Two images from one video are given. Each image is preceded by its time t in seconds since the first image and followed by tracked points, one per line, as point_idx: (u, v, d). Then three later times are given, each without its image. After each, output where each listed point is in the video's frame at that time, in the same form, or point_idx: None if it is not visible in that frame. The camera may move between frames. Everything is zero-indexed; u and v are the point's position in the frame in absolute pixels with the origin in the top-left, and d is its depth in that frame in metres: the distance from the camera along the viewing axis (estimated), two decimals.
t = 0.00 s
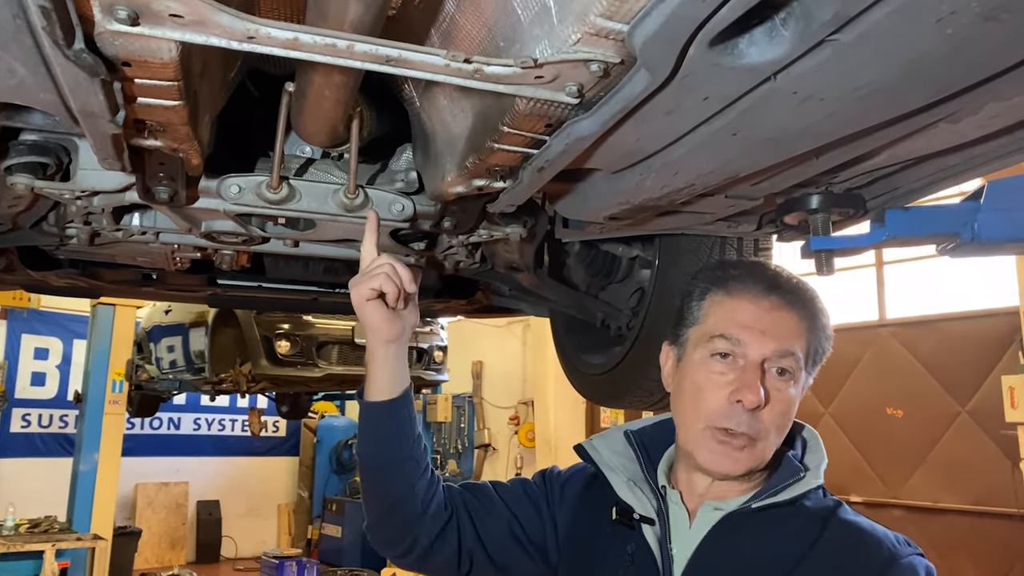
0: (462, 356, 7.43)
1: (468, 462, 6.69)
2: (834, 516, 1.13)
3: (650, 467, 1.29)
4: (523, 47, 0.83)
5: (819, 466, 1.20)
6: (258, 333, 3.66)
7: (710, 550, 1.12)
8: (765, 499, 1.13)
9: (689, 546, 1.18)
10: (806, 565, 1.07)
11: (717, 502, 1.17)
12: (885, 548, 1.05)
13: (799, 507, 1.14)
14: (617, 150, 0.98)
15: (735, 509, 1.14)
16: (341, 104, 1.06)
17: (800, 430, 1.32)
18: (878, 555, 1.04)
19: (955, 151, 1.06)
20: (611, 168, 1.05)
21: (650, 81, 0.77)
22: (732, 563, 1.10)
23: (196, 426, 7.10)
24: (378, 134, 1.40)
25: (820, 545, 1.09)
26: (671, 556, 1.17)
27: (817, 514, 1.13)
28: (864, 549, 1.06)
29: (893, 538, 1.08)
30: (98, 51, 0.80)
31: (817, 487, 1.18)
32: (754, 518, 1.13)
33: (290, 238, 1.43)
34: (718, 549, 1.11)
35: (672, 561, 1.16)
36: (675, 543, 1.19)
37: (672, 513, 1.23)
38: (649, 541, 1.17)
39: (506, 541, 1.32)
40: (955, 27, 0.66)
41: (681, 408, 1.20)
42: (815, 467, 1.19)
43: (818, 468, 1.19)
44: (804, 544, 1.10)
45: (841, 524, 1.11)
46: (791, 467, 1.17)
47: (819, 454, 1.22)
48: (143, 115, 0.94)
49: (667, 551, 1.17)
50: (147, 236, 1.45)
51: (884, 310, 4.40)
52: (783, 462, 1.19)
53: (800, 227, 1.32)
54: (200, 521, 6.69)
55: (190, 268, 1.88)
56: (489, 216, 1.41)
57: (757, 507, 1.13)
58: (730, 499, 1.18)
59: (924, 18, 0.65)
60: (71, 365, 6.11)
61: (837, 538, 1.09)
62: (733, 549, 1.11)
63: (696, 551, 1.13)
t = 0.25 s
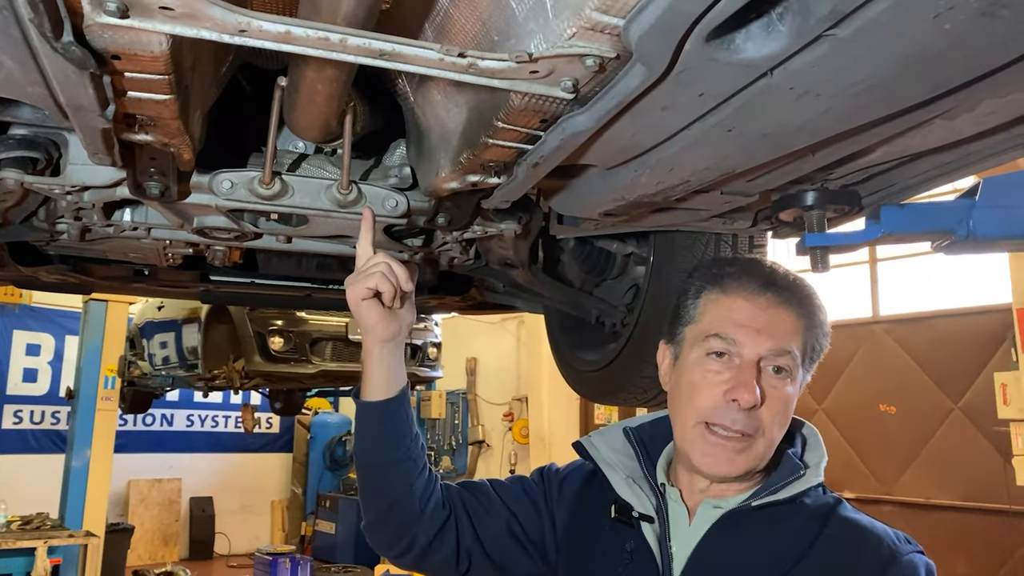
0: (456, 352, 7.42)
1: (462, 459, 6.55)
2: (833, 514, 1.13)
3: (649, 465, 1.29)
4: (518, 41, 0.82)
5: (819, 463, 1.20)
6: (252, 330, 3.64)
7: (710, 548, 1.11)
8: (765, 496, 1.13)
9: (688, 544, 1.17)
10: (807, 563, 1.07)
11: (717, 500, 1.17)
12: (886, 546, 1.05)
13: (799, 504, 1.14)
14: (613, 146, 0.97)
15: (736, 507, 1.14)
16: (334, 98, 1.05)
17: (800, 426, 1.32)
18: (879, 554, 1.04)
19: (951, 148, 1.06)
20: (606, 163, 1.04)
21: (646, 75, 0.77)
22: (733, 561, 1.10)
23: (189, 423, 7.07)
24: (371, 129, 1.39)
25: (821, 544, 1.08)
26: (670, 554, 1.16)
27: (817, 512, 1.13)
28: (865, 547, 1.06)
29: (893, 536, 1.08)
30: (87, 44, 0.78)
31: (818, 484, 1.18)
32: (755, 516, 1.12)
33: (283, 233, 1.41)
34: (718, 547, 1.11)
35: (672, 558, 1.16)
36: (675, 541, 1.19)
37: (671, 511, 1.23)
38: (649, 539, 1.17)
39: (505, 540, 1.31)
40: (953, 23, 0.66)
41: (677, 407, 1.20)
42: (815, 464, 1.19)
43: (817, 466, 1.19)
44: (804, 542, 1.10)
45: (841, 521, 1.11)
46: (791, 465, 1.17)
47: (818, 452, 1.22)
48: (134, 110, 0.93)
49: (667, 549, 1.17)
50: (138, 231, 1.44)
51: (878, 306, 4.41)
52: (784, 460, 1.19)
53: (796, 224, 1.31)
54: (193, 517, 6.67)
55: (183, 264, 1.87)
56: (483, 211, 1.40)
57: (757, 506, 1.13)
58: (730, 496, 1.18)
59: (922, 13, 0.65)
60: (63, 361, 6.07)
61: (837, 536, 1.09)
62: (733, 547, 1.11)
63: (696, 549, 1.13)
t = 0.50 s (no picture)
0: (451, 349, 7.42)
1: (457, 455, 6.49)
2: (832, 512, 1.12)
3: (648, 463, 1.29)
4: (514, 36, 0.81)
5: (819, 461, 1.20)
6: (245, 326, 3.63)
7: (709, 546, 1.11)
8: (764, 494, 1.13)
9: (687, 542, 1.17)
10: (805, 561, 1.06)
11: (716, 499, 1.17)
12: (884, 542, 1.04)
13: (797, 502, 1.14)
14: (610, 142, 0.97)
15: (735, 505, 1.14)
16: (329, 93, 1.04)
17: (800, 424, 1.32)
18: (876, 550, 1.03)
19: (947, 146, 1.06)
20: (602, 160, 1.04)
21: (643, 71, 0.76)
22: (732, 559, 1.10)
23: (183, 420, 7.04)
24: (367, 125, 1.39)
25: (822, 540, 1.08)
26: (669, 553, 1.16)
27: (817, 509, 1.13)
28: (863, 543, 1.05)
29: (891, 533, 1.07)
30: (79, 39, 0.78)
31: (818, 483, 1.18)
32: (754, 514, 1.12)
33: (276, 230, 1.40)
34: (717, 545, 1.11)
35: (671, 557, 1.15)
36: (674, 539, 1.19)
37: (671, 510, 1.23)
38: (648, 538, 1.16)
39: (503, 539, 1.31)
40: (951, 19, 0.66)
41: (674, 406, 1.20)
42: (815, 462, 1.19)
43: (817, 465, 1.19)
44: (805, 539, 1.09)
45: (840, 519, 1.10)
46: (790, 464, 1.17)
47: (819, 451, 1.22)
48: (127, 105, 0.92)
49: (666, 548, 1.16)
50: (131, 227, 1.42)
51: (872, 304, 4.42)
52: (783, 458, 1.19)
53: (791, 221, 1.31)
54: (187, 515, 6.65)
55: (176, 261, 1.86)
56: (479, 208, 1.40)
57: (756, 504, 1.13)
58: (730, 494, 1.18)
59: (919, 11, 0.65)
60: (56, 358, 6.04)
61: (835, 533, 1.08)
62: (732, 545, 1.11)
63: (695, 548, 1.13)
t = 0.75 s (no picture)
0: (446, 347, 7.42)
1: (452, 453, 6.67)
2: (835, 508, 1.13)
3: (651, 462, 1.29)
4: (511, 32, 0.81)
5: (820, 458, 1.20)
6: (240, 324, 3.64)
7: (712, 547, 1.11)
8: (767, 494, 1.13)
9: (689, 543, 1.19)
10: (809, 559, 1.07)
11: (718, 499, 1.18)
12: (887, 537, 1.05)
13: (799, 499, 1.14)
14: (607, 138, 0.96)
15: (737, 506, 1.14)
16: (324, 89, 1.03)
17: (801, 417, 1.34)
18: (880, 546, 1.04)
19: (944, 143, 1.06)
20: (600, 157, 1.03)
21: (641, 67, 0.76)
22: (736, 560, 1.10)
23: (177, 417, 7.03)
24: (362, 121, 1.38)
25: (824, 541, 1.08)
26: (672, 554, 1.16)
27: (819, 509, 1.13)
28: (866, 541, 1.06)
29: (894, 527, 1.07)
30: (73, 32, 0.77)
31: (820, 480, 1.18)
32: (757, 514, 1.12)
33: (272, 226, 1.40)
34: (720, 546, 1.11)
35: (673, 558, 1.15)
36: (676, 540, 1.20)
37: (673, 509, 1.24)
38: (650, 539, 1.17)
39: (501, 559, 1.32)
40: (950, 15, 0.66)
41: (686, 410, 1.21)
42: (817, 462, 1.18)
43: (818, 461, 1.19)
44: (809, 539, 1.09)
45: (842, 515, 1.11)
46: (794, 463, 1.16)
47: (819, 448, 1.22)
48: (121, 100, 0.91)
49: (669, 548, 1.17)
50: (125, 224, 1.42)
51: (867, 301, 4.44)
52: (785, 458, 1.18)
53: (787, 218, 1.31)
54: (181, 512, 6.64)
55: (170, 258, 1.85)
56: (475, 205, 1.39)
57: (760, 506, 1.12)
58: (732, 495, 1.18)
59: (918, 6, 0.65)
60: (49, 355, 6.01)
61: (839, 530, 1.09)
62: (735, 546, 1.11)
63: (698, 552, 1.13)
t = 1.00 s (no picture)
0: (442, 345, 7.42)
1: (448, 451, 6.76)
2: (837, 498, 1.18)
3: (653, 461, 1.29)
4: (509, 28, 0.80)
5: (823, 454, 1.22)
6: (236, 322, 3.62)
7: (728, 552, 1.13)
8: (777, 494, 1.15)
9: (697, 547, 1.19)
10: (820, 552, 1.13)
11: (721, 501, 1.20)
12: (892, 527, 1.12)
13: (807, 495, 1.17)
14: (604, 136, 0.96)
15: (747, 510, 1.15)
16: (321, 85, 1.03)
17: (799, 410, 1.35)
18: (886, 536, 1.11)
19: (941, 141, 1.07)
20: (597, 154, 1.03)
21: (639, 63, 0.76)
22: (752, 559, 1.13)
23: (173, 415, 7.01)
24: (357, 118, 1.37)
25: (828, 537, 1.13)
26: (679, 559, 1.17)
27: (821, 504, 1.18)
28: (873, 532, 1.13)
29: (893, 515, 1.15)
30: (67, 27, 0.76)
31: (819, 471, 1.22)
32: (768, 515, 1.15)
33: (268, 223, 1.40)
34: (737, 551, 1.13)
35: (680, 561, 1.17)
36: (682, 542, 1.20)
37: (679, 511, 1.24)
38: (656, 542, 1.17)
39: None
40: (949, 12, 0.65)
41: (686, 418, 1.21)
42: (820, 458, 1.21)
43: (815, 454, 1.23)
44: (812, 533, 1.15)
45: (846, 507, 1.17)
46: (800, 464, 1.18)
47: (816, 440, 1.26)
48: (115, 96, 0.90)
49: (675, 552, 1.18)
50: (121, 220, 1.41)
51: (863, 299, 4.45)
52: (791, 458, 1.20)
53: (784, 216, 1.32)
54: (177, 510, 6.63)
55: (166, 255, 1.85)
56: (472, 202, 1.39)
57: (770, 510, 1.14)
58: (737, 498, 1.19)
59: (918, 3, 0.64)
60: (44, 353, 5.99)
61: (845, 521, 1.15)
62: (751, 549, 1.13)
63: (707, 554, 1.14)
